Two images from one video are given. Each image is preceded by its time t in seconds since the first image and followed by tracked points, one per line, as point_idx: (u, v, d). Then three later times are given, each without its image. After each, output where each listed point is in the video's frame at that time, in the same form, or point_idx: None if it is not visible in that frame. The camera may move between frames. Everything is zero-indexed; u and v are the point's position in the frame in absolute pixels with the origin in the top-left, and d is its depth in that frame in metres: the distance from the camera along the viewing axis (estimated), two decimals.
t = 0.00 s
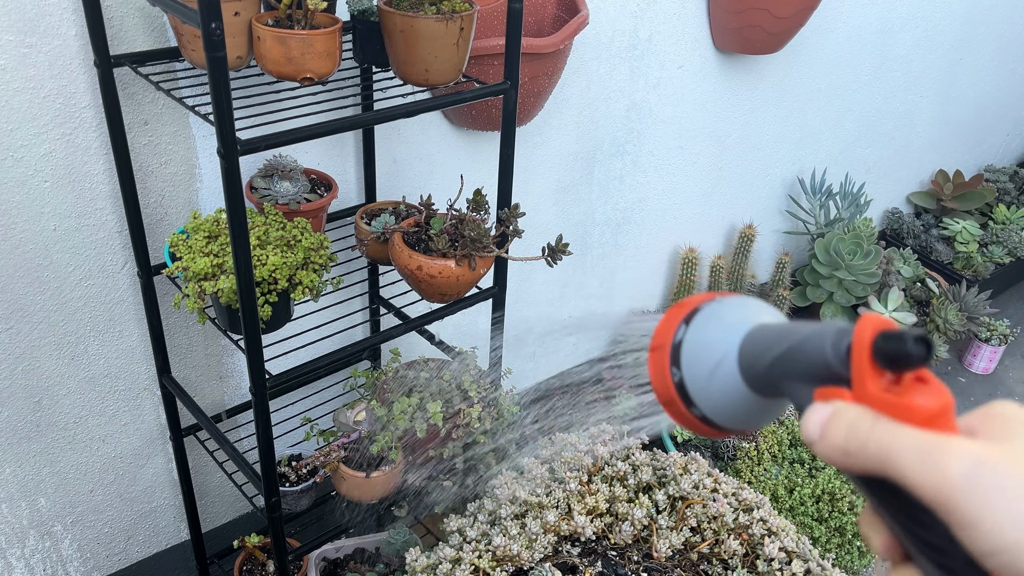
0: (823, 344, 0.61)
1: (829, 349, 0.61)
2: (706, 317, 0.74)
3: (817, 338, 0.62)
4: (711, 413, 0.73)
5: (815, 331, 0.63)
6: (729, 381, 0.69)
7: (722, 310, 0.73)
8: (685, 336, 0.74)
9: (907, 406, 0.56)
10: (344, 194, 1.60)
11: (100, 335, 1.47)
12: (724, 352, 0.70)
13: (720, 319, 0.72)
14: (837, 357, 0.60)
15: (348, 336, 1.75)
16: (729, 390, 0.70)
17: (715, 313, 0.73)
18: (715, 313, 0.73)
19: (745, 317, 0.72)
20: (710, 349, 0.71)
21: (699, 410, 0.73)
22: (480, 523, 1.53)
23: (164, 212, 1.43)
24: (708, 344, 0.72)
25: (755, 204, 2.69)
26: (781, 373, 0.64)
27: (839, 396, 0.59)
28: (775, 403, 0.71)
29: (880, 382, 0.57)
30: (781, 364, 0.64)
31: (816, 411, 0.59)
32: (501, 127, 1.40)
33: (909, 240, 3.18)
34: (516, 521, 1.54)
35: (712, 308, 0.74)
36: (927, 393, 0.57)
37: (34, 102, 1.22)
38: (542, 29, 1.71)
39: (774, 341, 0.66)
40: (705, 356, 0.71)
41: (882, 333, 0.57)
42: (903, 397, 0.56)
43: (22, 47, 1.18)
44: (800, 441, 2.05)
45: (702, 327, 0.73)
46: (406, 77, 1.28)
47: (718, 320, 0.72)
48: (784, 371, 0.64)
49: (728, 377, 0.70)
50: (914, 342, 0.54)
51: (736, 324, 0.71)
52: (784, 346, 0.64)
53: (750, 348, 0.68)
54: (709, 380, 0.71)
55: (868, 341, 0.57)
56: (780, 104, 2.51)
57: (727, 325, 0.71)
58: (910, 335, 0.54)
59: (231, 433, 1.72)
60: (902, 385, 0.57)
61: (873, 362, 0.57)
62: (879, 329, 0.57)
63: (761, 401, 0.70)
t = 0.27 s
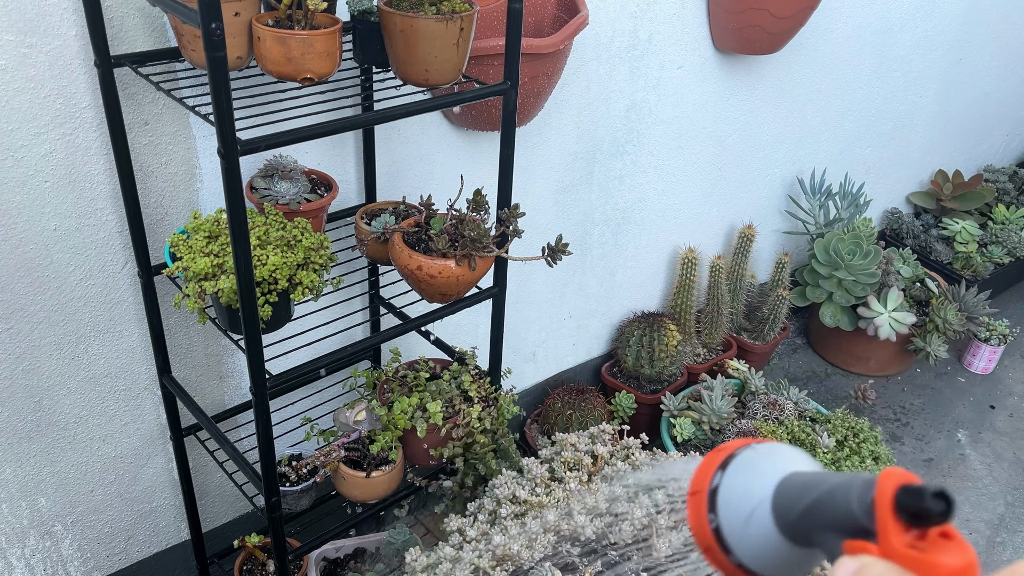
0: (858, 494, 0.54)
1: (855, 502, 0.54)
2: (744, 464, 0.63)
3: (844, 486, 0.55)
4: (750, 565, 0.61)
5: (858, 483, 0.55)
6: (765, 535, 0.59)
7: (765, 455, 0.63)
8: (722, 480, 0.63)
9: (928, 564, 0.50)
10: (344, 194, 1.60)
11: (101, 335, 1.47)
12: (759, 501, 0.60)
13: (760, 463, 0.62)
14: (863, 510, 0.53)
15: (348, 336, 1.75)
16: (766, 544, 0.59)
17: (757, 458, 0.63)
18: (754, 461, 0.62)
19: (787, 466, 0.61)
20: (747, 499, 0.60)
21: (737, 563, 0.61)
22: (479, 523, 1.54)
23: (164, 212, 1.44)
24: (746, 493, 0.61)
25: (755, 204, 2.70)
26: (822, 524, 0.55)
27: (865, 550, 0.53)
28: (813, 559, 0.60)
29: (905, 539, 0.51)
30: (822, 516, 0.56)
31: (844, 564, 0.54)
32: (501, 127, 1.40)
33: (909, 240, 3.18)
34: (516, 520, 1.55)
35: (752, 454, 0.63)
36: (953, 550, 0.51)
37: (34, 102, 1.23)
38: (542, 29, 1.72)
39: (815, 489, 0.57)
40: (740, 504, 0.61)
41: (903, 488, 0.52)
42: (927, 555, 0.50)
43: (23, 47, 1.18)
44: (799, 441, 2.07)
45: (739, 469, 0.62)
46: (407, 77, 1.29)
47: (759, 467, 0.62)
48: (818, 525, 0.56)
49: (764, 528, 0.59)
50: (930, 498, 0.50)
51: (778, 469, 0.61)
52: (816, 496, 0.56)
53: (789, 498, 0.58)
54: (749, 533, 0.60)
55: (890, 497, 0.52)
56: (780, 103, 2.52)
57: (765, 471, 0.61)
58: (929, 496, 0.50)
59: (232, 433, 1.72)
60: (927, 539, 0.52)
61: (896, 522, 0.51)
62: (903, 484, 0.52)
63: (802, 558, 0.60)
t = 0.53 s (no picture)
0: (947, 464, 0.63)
1: (957, 470, 0.62)
2: (841, 441, 0.74)
3: (944, 458, 0.63)
4: (846, 529, 0.73)
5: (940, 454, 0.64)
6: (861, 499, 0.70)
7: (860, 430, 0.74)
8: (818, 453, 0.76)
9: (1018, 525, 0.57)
10: (344, 194, 1.60)
11: (101, 335, 1.47)
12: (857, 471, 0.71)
13: (854, 438, 0.73)
14: (962, 476, 0.62)
15: (348, 336, 1.75)
16: (863, 508, 0.70)
17: (853, 433, 0.74)
18: (850, 436, 0.74)
19: (881, 441, 0.72)
20: (844, 469, 0.72)
21: (834, 524, 0.74)
22: (480, 523, 1.53)
23: (164, 212, 1.44)
24: (842, 463, 0.73)
25: (754, 204, 2.70)
26: (913, 490, 0.65)
27: (962, 514, 0.61)
28: (912, 526, 0.71)
29: (1003, 502, 0.58)
30: (911, 485, 0.65)
31: (940, 527, 0.61)
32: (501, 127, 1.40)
33: (909, 240, 3.18)
34: (516, 520, 1.54)
35: (847, 430, 0.75)
36: None
37: (34, 102, 1.23)
38: (542, 29, 1.72)
39: (904, 459, 0.67)
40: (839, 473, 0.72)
41: (1006, 457, 0.60)
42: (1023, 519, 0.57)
43: (23, 47, 1.18)
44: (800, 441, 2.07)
45: (836, 444, 0.74)
46: (408, 77, 1.29)
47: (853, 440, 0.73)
48: (913, 490, 0.65)
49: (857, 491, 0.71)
50: None
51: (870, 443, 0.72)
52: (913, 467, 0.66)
53: (884, 468, 0.69)
54: (845, 496, 0.72)
55: (992, 462, 0.60)
56: (780, 103, 2.52)
57: (856, 447, 0.72)
58: None
59: (232, 433, 1.72)
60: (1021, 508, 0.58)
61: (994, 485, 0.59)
62: (1005, 453, 0.60)
63: (897, 523, 0.70)
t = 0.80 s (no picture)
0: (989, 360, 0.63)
1: (1008, 358, 0.62)
2: (880, 357, 0.73)
3: (994, 354, 0.63)
4: (886, 445, 0.70)
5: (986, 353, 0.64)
6: (905, 410, 0.68)
7: (898, 346, 0.73)
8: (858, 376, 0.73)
9: None
10: (344, 194, 1.60)
11: (101, 335, 1.47)
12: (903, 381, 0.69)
13: (893, 358, 0.71)
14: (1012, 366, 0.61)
15: (348, 336, 1.75)
16: (908, 421, 0.68)
17: (893, 353, 0.72)
18: (889, 356, 0.72)
19: (919, 357, 0.70)
20: (885, 382, 0.70)
21: (875, 441, 0.70)
22: (480, 523, 1.53)
23: (165, 212, 1.44)
24: (883, 381, 0.70)
25: (755, 204, 2.70)
26: (961, 389, 0.63)
27: (1014, 396, 0.60)
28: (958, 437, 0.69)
29: None
30: (959, 385, 0.64)
31: (994, 410, 0.61)
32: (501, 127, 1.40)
33: (909, 240, 3.18)
34: (516, 520, 1.55)
35: (885, 351, 0.73)
36: None
37: (34, 102, 1.23)
38: (542, 29, 1.72)
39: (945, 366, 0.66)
40: (880, 392, 0.70)
41: None
42: None
43: (23, 47, 1.19)
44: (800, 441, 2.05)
45: (873, 364, 0.72)
46: (408, 77, 1.29)
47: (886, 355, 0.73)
48: (960, 390, 0.64)
49: (898, 406, 0.69)
50: None
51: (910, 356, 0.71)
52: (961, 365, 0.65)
53: (926, 374, 0.67)
54: (891, 407, 0.69)
55: None
56: (780, 104, 2.52)
57: (895, 363, 0.71)
58: None
59: (232, 433, 1.72)
60: None
61: None
62: None
63: (943, 435, 0.67)
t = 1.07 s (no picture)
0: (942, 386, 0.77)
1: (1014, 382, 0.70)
2: (896, 383, 0.81)
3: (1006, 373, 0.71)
4: (912, 464, 0.78)
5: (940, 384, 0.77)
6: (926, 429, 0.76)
7: (909, 375, 0.81)
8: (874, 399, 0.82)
9: None
10: (344, 194, 1.60)
11: (101, 335, 1.47)
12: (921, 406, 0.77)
13: (916, 383, 0.79)
14: None
15: (348, 336, 1.75)
16: (927, 438, 0.76)
17: (905, 379, 0.80)
18: (908, 382, 0.80)
19: (938, 382, 0.78)
20: (904, 409, 0.78)
21: (899, 462, 0.78)
22: (480, 523, 1.53)
23: (165, 212, 1.44)
24: (905, 404, 0.78)
25: (755, 204, 2.70)
26: (983, 408, 0.71)
27: None
28: (979, 456, 0.76)
29: None
30: (976, 404, 0.71)
31: (1011, 427, 0.68)
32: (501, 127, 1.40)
33: (909, 240, 3.18)
34: (516, 520, 1.55)
35: (902, 381, 0.81)
36: None
37: (34, 102, 1.23)
38: (542, 29, 1.72)
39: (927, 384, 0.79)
40: (897, 417, 0.78)
41: None
42: None
43: (23, 47, 1.19)
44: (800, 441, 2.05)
45: (895, 390, 0.80)
46: (408, 77, 1.29)
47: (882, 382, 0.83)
48: (979, 409, 0.71)
49: (910, 425, 0.77)
50: None
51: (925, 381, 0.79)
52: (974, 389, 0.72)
53: (948, 396, 0.75)
54: (911, 430, 0.77)
55: None
56: (780, 104, 2.52)
57: (913, 389, 0.79)
58: None
59: (232, 433, 1.72)
60: None
61: None
62: None
63: (965, 454, 0.75)
